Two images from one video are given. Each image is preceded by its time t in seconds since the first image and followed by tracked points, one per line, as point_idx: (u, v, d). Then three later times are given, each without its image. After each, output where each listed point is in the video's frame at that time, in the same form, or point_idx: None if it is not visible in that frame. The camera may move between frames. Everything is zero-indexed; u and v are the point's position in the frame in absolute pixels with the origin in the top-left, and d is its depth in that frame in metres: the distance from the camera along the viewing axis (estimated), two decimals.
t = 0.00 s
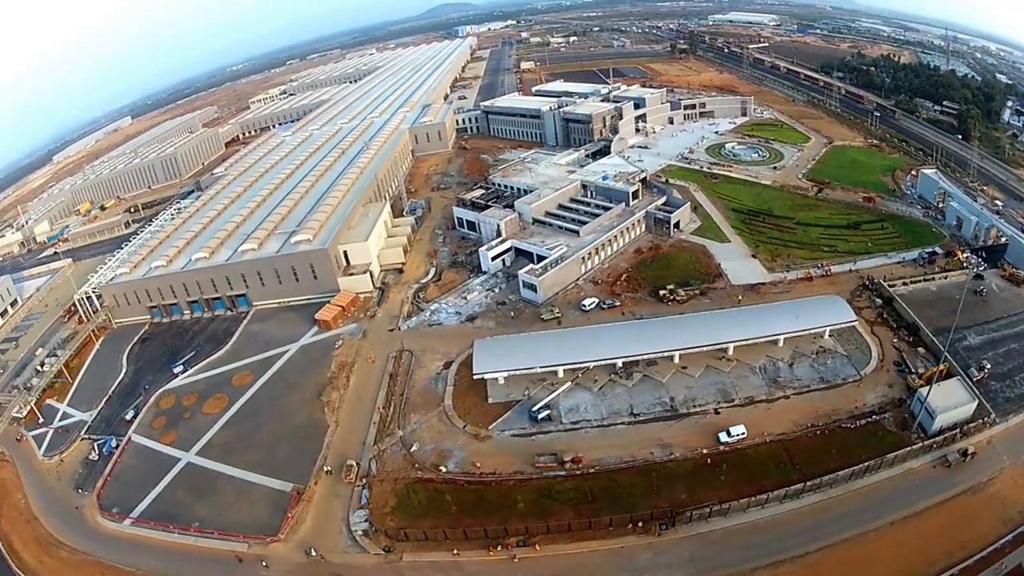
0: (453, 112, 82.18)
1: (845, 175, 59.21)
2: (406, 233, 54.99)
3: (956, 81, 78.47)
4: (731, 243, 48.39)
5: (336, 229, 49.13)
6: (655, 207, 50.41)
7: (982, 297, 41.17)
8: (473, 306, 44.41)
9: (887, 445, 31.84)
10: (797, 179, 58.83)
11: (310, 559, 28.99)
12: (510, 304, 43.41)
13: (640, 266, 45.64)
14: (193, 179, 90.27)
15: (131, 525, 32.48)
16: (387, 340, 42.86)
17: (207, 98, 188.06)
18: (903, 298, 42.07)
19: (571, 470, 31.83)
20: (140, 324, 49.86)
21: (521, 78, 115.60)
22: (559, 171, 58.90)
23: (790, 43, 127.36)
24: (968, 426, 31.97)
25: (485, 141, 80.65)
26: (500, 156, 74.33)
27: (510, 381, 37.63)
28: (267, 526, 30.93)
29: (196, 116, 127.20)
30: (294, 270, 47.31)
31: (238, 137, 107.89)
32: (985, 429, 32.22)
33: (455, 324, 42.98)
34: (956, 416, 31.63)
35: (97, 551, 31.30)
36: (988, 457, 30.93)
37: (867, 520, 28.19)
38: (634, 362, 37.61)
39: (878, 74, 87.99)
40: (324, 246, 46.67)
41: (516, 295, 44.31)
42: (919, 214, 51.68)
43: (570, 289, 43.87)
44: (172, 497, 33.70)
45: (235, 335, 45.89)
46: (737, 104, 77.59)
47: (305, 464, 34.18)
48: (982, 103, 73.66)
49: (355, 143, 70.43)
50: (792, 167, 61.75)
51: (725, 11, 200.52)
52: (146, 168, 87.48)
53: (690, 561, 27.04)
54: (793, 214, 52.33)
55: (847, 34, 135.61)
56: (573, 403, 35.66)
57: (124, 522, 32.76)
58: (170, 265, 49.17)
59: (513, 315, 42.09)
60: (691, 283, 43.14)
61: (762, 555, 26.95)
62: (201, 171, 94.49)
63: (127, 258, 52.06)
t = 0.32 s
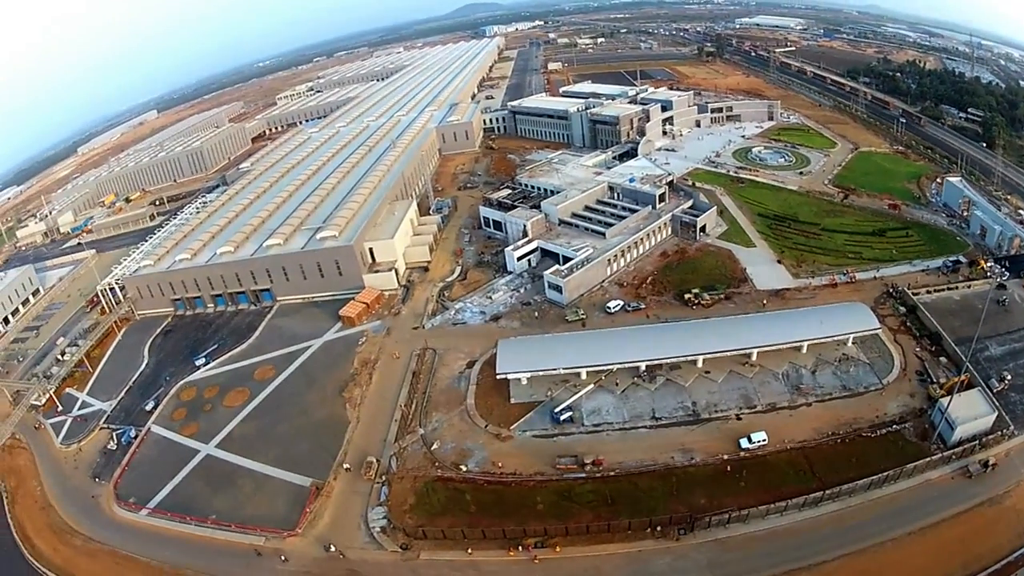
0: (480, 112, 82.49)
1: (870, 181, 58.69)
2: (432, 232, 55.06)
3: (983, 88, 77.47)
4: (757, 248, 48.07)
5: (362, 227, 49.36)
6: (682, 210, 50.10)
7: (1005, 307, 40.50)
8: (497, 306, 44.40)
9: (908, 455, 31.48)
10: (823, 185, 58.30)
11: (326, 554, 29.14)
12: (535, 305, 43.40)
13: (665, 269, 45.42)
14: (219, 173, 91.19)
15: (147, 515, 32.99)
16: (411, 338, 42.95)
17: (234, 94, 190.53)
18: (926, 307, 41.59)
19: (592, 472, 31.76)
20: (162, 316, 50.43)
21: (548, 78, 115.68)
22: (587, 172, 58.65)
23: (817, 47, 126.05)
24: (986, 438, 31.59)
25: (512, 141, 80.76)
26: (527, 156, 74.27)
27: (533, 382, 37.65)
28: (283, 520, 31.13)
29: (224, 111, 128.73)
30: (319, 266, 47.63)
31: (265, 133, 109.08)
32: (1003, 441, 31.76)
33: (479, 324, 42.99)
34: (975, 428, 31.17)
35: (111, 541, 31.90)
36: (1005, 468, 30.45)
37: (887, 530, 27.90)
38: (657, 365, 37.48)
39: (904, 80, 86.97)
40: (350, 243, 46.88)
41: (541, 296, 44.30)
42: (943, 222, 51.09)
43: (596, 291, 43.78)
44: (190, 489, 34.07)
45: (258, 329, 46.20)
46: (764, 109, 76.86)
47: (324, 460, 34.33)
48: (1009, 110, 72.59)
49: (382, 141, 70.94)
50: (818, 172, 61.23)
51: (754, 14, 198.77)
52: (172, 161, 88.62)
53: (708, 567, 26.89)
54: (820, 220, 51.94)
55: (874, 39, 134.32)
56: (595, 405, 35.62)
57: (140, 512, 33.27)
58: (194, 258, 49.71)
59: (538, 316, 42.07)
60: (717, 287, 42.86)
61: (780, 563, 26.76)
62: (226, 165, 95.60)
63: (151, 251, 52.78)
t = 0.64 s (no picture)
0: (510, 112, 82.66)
1: (897, 189, 58.02)
2: (459, 230, 55.10)
3: (1012, 98, 76.27)
4: (784, 254, 47.68)
5: (389, 223, 49.59)
6: (710, 214, 49.69)
7: None
8: (524, 305, 44.36)
9: (927, 466, 31.02)
10: (851, 192, 57.58)
11: (344, 548, 29.31)
12: (562, 305, 43.36)
13: (692, 272, 45.15)
14: (247, 167, 92.27)
15: (165, 505, 33.50)
16: (436, 336, 43.02)
17: (264, 90, 193.97)
18: (950, 317, 40.96)
19: (613, 475, 31.65)
20: (186, 308, 51.17)
21: (578, 79, 115.45)
22: (616, 174, 58.25)
23: (845, 52, 124.57)
24: (1006, 451, 30.87)
25: (541, 141, 80.79)
26: (556, 157, 74.01)
27: (557, 383, 37.64)
28: (300, 514, 31.37)
29: (253, 105, 130.64)
30: (346, 262, 47.96)
31: (293, 128, 110.79)
32: None
33: (505, 323, 42.98)
34: (994, 441, 30.57)
35: (128, 528, 32.45)
36: None
37: (905, 540, 27.51)
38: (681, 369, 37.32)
39: (932, 87, 85.83)
40: (377, 239, 47.10)
41: (567, 297, 44.23)
42: (969, 232, 50.30)
43: (622, 293, 43.65)
44: (210, 480, 34.41)
45: (282, 323, 46.57)
46: (793, 114, 75.66)
47: (345, 455, 34.47)
48: None
49: (411, 138, 71.62)
50: (846, 179, 60.59)
51: (783, 18, 197.06)
52: (199, 155, 90.01)
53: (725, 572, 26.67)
54: (847, 227, 51.41)
55: (901, 45, 132.87)
56: (619, 407, 35.51)
57: (158, 502, 33.73)
58: (220, 251, 50.48)
59: (564, 317, 42.02)
60: (743, 292, 42.54)
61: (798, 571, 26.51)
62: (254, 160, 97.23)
63: (177, 242, 53.69)
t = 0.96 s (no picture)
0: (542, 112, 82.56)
1: (925, 198, 57.07)
2: (488, 229, 55.15)
3: None
4: (812, 261, 47.15)
5: (419, 220, 49.83)
6: (739, 218, 49.20)
7: None
8: (552, 306, 44.30)
9: (947, 479, 30.47)
10: (880, 200, 56.63)
11: (364, 543, 29.42)
12: (589, 307, 43.25)
13: (720, 277, 44.80)
14: (277, 162, 93.51)
15: (183, 494, 33.91)
16: (462, 334, 43.05)
17: (295, 85, 197.42)
18: (975, 328, 40.01)
19: (635, 478, 31.55)
20: (212, 300, 51.71)
21: (610, 80, 114.87)
22: (646, 175, 57.73)
23: (876, 58, 122.55)
24: None
25: (573, 141, 80.70)
26: (587, 158, 73.43)
27: (583, 384, 37.52)
28: (317, 508, 31.54)
29: (283, 100, 132.82)
30: (374, 258, 48.20)
31: (324, 123, 112.90)
32: None
33: (532, 323, 42.92)
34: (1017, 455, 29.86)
35: (144, 516, 33.05)
36: None
37: (925, 552, 27.03)
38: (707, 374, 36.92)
39: (961, 96, 84.35)
40: (406, 236, 47.33)
41: (595, 298, 44.10)
42: (994, 242, 49.03)
43: (649, 296, 43.46)
44: (231, 471, 34.72)
45: (309, 317, 47.00)
46: (824, 119, 74.55)
47: (366, 450, 34.61)
48: None
49: (443, 135, 72.25)
50: (875, 186, 59.73)
51: (813, 22, 194.63)
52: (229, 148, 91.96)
53: None
54: (875, 235, 50.68)
55: (931, 53, 130.95)
56: (643, 410, 35.29)
57: (178, 491, 34.17)
58: (248, 244, 51.15)
59: (591, 318, 41.92)
60: (770, 298, 42.13)
61: None
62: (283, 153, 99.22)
63: (205, 234, 54.69)
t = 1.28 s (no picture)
0: (574, 112, 82.34)
1: (954, 209, 56.09)
2: (519, 228, 55.19)
3: None
4: (841, 269, 46.50)
5: (450, 217, 50.09)
6: (769, 223, 48.58)
7: None
8: (580, 306, 44.26)
9: (967, 492, 29.86)
10: (909, 209, 55.60)
11: (385, 538, 29.54)
12: (617, 309, 43.16)
13: (749, 282, 44.48)
14: (308, 158, 94.97)
15: (204, 483, 34.31)
16: (490, 332, 43.12)
17: (328, 81, 202.17)
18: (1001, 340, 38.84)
19: (657, 482, 31.39)
20: (241, 292, 52.90)
21: (643, 81, 114.18)
22: (677, 179, 57.02)
23: (908, 65, 120.55)
24: None
25: (605, 143, 80.40)
26: (619, 160, 72.82)
27: (608, 386, 37.35)
28: (336, 501, 31.73)
29: (314, 96, 136.03)
30: (404, 253, 48.63)
31: (356, 118, 116.51)
32: None
33: (560, 323, 42.87)
34: None
35: (164, 503, 33.60)
36: None
37: (945, 565, 26.55)
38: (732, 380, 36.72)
39: (990, 106, 82.81)
40: (436, 233, 47.53)
41: (624, 300, 44.01)
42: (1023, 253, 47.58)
43: (678, 299, 43.32)
44: (254, 461, 35.04)
45: (337, 311, 47.46)
46: (855, 127, 73.16)
47: (390, 445, 34.75)
48: None
49: (474, 134, 72.81)
50: (905, 196, 58.73)
51: (845, 28, 192.17)
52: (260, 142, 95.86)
53: None
54: (905, 244, 49.72)
55: (961, 62, 129.22)
56: (668, 414, 35.14)
57: (199, 480, 34.57)
58: (278, 236, 51.99)
59: (619, 320, 41.85)
60: (798, 304, 41.72)
61: None
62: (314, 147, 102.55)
63: (236, 226, 55.89)
